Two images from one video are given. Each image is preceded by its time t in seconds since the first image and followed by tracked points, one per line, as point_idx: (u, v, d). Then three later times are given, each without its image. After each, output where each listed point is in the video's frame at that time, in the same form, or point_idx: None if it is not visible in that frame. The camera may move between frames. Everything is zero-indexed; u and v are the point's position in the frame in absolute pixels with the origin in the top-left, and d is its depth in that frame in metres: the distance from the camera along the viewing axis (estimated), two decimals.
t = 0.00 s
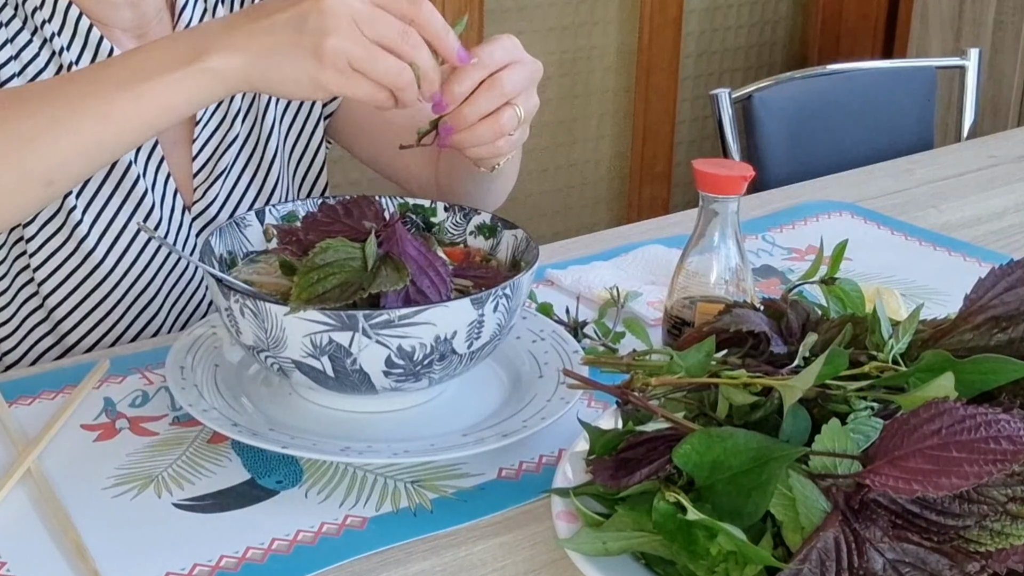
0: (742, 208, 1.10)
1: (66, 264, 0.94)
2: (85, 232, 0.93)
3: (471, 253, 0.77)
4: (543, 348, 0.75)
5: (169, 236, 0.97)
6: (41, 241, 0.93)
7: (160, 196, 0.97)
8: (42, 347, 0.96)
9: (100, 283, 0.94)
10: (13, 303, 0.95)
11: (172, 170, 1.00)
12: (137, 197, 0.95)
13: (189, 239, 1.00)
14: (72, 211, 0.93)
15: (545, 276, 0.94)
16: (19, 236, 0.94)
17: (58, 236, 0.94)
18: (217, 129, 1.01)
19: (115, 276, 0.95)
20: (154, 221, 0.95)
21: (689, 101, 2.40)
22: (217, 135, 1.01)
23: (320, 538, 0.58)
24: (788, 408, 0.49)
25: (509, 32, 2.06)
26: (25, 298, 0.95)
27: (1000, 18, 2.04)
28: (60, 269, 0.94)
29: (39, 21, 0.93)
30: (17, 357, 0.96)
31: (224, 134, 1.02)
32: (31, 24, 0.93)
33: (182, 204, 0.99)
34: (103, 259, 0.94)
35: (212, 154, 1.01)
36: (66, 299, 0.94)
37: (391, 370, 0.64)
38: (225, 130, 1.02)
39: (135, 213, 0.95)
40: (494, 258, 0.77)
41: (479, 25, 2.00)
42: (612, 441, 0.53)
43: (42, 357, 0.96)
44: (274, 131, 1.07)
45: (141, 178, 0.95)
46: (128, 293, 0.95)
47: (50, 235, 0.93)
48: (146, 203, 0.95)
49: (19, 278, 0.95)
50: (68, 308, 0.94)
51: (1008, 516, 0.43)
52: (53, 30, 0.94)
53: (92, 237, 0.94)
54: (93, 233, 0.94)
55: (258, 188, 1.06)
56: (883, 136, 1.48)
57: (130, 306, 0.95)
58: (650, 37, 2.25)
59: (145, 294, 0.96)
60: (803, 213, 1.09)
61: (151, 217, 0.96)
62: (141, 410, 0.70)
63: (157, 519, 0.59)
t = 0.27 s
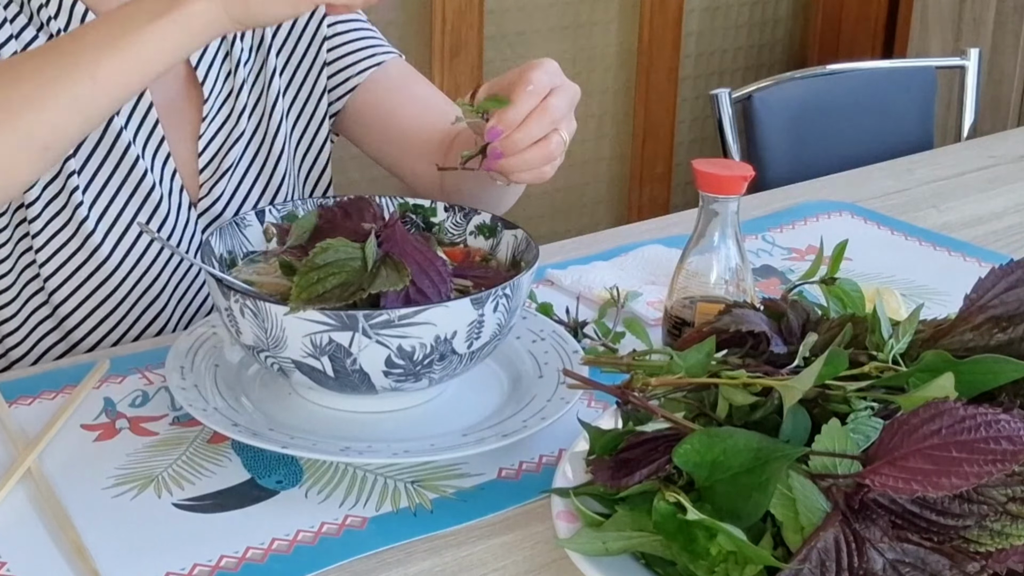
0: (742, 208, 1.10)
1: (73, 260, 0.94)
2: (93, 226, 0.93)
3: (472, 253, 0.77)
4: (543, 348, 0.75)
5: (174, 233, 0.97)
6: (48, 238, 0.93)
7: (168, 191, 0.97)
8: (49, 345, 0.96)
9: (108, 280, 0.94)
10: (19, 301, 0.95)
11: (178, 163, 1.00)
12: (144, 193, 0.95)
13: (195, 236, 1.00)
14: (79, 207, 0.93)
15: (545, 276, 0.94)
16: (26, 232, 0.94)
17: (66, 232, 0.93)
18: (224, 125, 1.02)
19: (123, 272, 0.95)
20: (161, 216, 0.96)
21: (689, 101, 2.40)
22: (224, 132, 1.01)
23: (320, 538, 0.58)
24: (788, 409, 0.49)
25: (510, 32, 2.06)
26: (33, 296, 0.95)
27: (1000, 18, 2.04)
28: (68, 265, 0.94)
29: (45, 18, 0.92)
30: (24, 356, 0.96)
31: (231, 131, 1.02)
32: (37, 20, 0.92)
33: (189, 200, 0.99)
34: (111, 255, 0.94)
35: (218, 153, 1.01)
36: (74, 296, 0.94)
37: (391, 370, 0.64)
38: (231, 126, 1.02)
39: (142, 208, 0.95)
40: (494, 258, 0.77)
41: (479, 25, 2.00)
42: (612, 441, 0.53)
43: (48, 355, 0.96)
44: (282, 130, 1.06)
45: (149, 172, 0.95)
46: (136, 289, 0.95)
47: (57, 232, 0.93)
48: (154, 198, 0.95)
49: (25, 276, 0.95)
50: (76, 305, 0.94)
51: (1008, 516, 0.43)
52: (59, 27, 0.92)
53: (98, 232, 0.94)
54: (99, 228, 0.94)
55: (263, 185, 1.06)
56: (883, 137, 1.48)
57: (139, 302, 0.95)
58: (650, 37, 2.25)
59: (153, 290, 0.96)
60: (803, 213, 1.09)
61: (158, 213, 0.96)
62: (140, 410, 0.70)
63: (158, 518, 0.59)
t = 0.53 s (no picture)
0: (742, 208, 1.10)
1: (73, 261, 0.94)
2: (93, 229, 0.94)
3: (472, 253, 0.77)
4: (543, 348, 0.75)
5: (175, 235, 0.97)
6: (47, 238, 0.93)
7: (169, 194, 0.97)
8: (48, 346, 0.96)
9: (108, 280, 0.95)
10: (17, 301, 0.95)
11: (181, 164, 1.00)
12: (145, 194, 0.95)
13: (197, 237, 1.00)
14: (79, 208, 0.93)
15: (545, 275, 0.94)
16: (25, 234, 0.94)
17: (65, 233, 0.94)
18: (227, 127, 1.01)
19: (123, 273, 0.95)
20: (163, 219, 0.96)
21: (689, 101, 2.40)
22: (227, 133, 1.01)
23: (320, 538, 0.58)
24: (788, 409, 0.49)
25: (510, 32, 2.06)
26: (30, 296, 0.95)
27: (1000, 18, 2.04)
28: (68, 266, 0.94)
29: (49, 18, 0.93)
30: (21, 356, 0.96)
31: (235, 132, 1.02)
32: (41, 21, 0.93)
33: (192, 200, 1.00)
34: (111, 256, 0.95)
35: (220, 155, 1.01)
36: (73, 297, 0.94)
37: (391, 370, 0.64)
38: (235, 127, 1.02)
39: (143, 210, 0.95)
40: (494, 258, 0.77)
41: (479, 25, 2.00)
42: (612, 441, 0.53)
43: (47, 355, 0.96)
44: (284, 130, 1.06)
45: (150, 176, 0.95)
46: (136, 290, 0.95)
47: (57, 233, 0.93)
48: (155, 201, 0.95)
49: (24, 278, 0.95)
50: (75, 306, 0.94)
51: (1008, 516, 0.43)
52: (64, 28, 0.93)
53: (99, 234, 0.94)
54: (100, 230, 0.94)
55: (267, 187, 1.06)
56: (882, 137, 1.48)
57: (138, 302, 0.96)
58: (650, 37, 2.25)
59: (153, 291, 0.96)
60: (803, 213, 1.09)
61: (159, 215, 0.96)
62: (140, 410, 0.70)
63: (158, 519, 0.59)
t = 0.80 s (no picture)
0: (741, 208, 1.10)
1: (75, 262, 0.94)
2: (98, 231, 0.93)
3: (471, 253, 0.77)
4: (543, 348, 0.75)
5: (178, 235, 0.97)
6: (51, 240, 0.93)
7: (172, 195, 0.97)
8: (50, 345, 0.96)
9: (111, 281, 0.94)
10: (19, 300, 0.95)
11: (184, 166, 1.00)
12: (148, 196, 0.95)
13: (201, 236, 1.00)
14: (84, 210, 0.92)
15: (545, 275, 0.94)
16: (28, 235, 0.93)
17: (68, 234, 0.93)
18: (227, 127, 1.01)
19: (126, 274, 0.95)
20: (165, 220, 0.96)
21: (689, 101, 2.40)
22: (227, 133, 1.01)
23: (320, 538, 0.58)
24: (788, 409, 0.49)
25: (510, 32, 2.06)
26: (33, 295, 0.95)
27: (1000, 18, 2.04)
28: (71, 266, 0.94)
29: (51, 19, 0.93)
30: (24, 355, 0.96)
31: (235, 132, 1.02)
32: (43, 22, 0.93)
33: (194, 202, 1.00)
34: (114, 257, 0.94)
35: (221, 154, 1.01)
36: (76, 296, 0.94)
37: (391, 370, 0.64)
38: (235, 128, 1.02)
39: (146, 211, 0.95)
40: (494, 258, 0.77)
41: (479, 25, 2.00)
42: (612, 441, 0.53)
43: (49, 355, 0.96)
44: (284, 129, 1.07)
45: (153, 178, 0.95)
46: (138, 291, 0.95)
47: (61, 234, 0.93)
48: (158, 203, 0.95)
49: (26, 279, 0.95)
50: (77, 306, 0.94)
51: (1008, 516, 0.43)
52: (66, 28, 0.93)
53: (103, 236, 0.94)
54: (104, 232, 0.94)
55: (269, 184, 1.06)
56: (882, 136, 1.48)
57: (140, 303, 0.95)
58: (650, 37, 2.25)
59: (156, 292, 0.96)
60: (803, 213, 1.09)
61: (162, 216, 0.96)
62: (140, 410, 0.70)
63: (158, 519, 0.59)
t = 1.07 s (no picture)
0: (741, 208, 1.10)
1: (76, 263, 0.94)
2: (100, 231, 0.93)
3: (471, 253, 0.77)
4: (543, 348, 0.75)
5: (180, 236, 0.98)
6: (51, 240, 0.92)
7: (174, 195, 0.97)
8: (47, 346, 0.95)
9: (112, 281, 0.94)
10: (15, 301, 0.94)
11: (185, 168, 1.00)
12: (150, 195, 0.95)
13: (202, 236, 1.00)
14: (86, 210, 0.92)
15: (545, 275, 0.94)
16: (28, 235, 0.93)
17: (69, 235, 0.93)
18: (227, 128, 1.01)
19: (127, 273, 0.95)
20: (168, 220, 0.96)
21: (689, 101, 2.40)
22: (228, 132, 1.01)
23: (320, 538, 0.58)
24: (787, 410, 0.49)
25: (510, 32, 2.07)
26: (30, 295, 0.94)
27: (1000, 18, 2.04)
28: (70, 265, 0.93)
29: (54, 20, 0.94)
30: (16, 358, 0.95)
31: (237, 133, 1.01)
32: (47, 22, 0.94)
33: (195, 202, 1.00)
34: (116, 256, 0.94)
35: (224, 154, 1.01)
36: (76, 296, 0.94)
37: (391, 370, 0.64)
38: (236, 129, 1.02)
39: (148, 211, 0.95)
40: (494, 258, 0.77)
41: (479, 26, 2.01)
42: (612, 441, 0.53)
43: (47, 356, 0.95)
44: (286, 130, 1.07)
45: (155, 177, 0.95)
46: (139, 291, 0.95)
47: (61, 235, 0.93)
48: (160, 202, 0.95)
49: (24, 282, 0.94)
50: (76, 306, 0.94)
51: (1008, 516, 0.43)
52: (68, 28, 0.94)
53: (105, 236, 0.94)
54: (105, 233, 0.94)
55: (270, 185, 1.07)
56: (882, 136, 1.48)
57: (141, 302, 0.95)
58: (650, 37, 2.25)
59: (156, 291, 0.96)
60: (803, 213, 1.09)
61: (163, 216, 0.96)
62: (140, 410, 0.70)
63: (158, 519, 0.59)
